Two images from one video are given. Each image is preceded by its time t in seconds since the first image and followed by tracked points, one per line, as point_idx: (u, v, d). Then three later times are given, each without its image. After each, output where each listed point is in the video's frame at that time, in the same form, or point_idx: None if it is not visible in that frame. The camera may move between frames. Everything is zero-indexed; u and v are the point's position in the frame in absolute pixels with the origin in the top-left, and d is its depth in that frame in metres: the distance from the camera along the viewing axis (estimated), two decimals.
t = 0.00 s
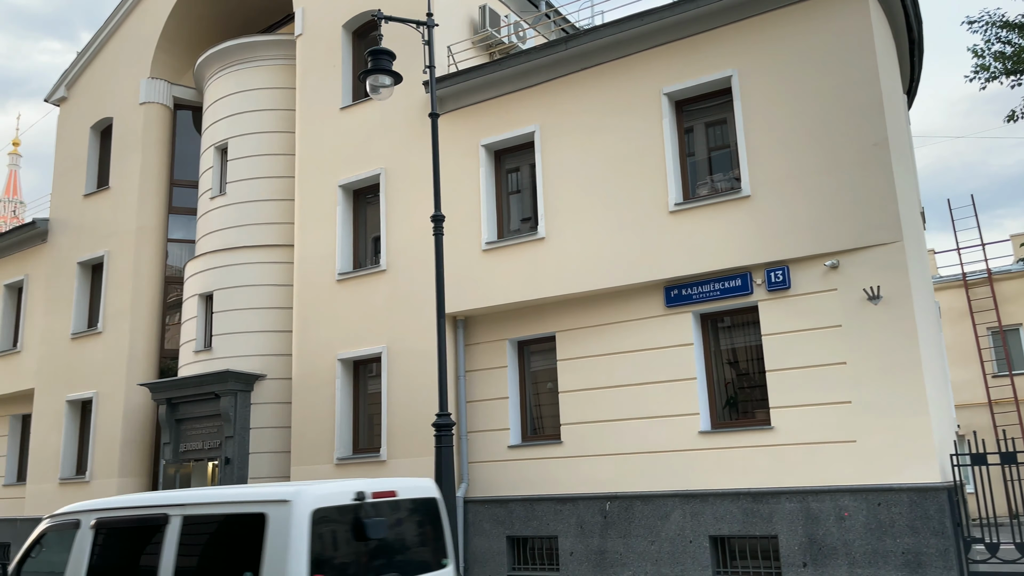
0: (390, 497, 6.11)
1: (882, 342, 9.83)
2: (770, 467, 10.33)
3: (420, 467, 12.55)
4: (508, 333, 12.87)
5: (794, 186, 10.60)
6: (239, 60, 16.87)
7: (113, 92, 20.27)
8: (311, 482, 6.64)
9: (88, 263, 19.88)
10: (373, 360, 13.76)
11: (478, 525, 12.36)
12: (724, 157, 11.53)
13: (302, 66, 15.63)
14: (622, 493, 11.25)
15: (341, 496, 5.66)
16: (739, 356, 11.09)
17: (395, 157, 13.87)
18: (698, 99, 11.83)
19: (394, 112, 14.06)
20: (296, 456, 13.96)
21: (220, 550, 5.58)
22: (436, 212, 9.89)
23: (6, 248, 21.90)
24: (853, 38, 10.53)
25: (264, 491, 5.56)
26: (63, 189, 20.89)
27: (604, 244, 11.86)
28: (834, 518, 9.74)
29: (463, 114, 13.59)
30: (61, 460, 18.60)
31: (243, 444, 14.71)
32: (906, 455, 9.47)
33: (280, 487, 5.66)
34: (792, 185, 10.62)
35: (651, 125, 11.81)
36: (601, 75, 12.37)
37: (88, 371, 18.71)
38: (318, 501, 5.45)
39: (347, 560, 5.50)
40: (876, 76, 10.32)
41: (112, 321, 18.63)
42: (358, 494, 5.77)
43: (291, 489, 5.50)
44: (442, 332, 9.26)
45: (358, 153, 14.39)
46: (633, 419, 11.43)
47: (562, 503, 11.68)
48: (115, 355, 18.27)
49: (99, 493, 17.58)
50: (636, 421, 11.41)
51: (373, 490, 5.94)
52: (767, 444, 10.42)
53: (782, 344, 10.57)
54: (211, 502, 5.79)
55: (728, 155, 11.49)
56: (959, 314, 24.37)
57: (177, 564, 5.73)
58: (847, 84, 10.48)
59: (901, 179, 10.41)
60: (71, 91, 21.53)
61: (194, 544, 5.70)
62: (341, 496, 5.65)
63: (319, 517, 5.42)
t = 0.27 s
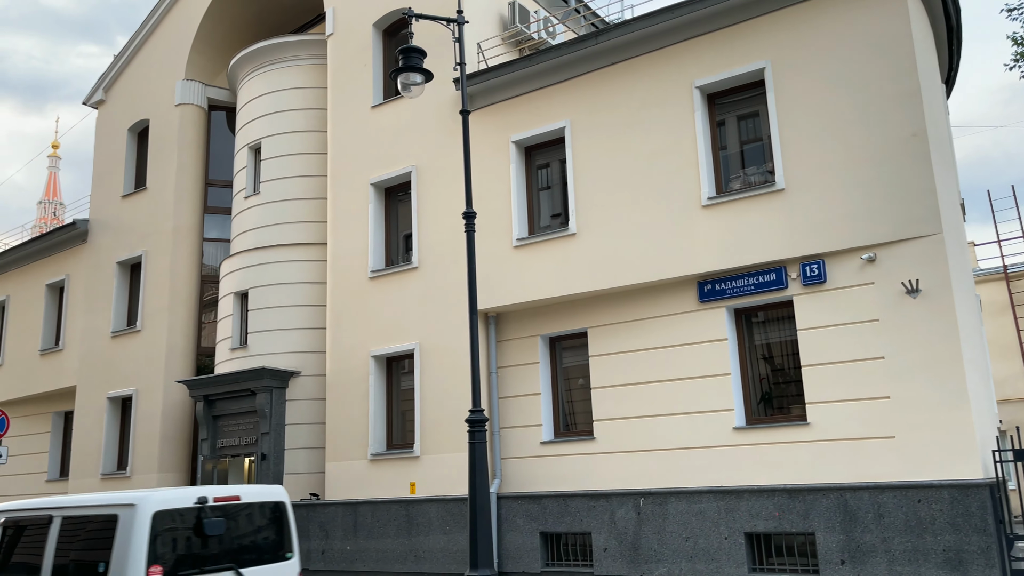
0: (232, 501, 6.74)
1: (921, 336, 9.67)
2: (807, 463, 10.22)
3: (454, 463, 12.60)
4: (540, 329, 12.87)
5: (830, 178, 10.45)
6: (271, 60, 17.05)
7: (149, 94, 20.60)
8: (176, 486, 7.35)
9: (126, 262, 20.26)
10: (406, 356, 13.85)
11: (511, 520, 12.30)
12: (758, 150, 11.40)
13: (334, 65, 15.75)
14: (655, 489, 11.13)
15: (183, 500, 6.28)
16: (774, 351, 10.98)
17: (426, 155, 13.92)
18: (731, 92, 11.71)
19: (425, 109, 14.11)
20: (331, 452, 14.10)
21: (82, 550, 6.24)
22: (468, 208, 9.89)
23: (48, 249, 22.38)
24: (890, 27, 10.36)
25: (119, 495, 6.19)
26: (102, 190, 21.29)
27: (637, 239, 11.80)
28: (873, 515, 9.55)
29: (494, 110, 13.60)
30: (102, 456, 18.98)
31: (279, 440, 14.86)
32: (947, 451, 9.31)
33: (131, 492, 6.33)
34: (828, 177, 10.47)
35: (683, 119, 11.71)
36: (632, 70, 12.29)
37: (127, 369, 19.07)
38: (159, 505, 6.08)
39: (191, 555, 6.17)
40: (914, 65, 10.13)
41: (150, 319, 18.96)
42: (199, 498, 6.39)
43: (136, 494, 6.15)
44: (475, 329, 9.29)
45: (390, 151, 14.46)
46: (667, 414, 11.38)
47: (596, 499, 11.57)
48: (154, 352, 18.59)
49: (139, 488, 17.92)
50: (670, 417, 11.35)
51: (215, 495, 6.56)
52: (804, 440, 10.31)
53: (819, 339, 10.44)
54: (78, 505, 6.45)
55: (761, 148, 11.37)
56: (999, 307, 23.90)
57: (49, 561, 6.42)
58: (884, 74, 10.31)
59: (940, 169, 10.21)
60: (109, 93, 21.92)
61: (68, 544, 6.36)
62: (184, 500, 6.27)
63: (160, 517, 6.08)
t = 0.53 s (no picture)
0: (131, 505, 8.11)
1: (956, 332, 9.50)
2: (838, 461, 10.11)
3: (482, 460, 12.64)
4: (567, 326, 12.85)
5: (861, 173, 10.30)
6: (298, 61, 17.18)
7: (179, 96, 20.86)
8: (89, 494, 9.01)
9: (158, 262, 20.55)
10: (434, 354, 13.90)
11: (538, 517, 12.15)
12: (787, 145, 11.28)
13: (360, 65, 15.84)
14: (684, 487, 10.97)
15: (82, 505, 7.64)
16: (804, 348, 10.87)
17: (453, 153, 13.95)
18: (759, 86, 11.59)
19: (451, 107, 14.13)
20: (359, 449, 14.20)
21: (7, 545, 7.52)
22: (495, 205, 9.85)
23: (82, 249, 22.77)
24: (923, 18, 10.18)
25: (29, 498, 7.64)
26: (134, 190, 21.61)
27: (664, 236, 11.73)
28: (907, 514, 9.31)
29: (520, 107, 13.59)
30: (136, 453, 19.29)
31: (308, 437, 15.02)
32: (983, 449, 9.13)
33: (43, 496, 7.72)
34: (859, 172, 10.32)
35: (711, 114, 11.61)
36: (659, 65, 12.21)
37: (159, 367, 19.36)
38: (60, 508, 7.49)
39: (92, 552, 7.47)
40: (948, 57, 9.95)
41: (181, 318, 19.21)
42: (97, 504, 7.76)
43: (43, 499, 7.58)
44: (501, 327, 9.30)
45: (416, 149, 14.51)
46: (695, 412, 11.31)
47: (623, 497, 11.38)
48: (185, 350, 18.85)
49: (172, 484, 18.18)
50: (698, 415, 11.28)
51: (113, 501, 7.93)
52: (835, 438, 10.21)
53: (851, 336, 10.31)
54: None
55: (790, 143, 11.25)
56: None
57: None
58: (917, 67, 10.14)
59: (975, 163, 10.02)
60: (140, 95, 22.23)
61: None
62: (83, 505, 7.65)
63: (62, 518, 7.48)
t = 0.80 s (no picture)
0: (58, 506, 9.87)
1: (985, 331, 9.35)
2: (865, 462, 10.00)
3: (504, 460, 12.64)
4: (589, 326, 12.82)
5: (888, 170, 10.18)
6: (321, 62, 17.30)
7: (204, 98, 21.08)
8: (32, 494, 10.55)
9: (184, 262, 20.77)
10: (456, 354, 13.93)
11: (561, 517, 12.13)
12: (811, 143, 11.17)
13: (382, 66, 15.91)
14: (708, 487, 10.89)
15: (14, 507, 9.44)
16: (829, 347, 10.76)
17: (474, 152, 13.97)
18: (783, 83, 11.49)
19: (473, 107, 14.15)
20: (382, 448, 14.26)
21: None
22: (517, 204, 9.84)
23: (109, 250, 23.07)
24: (951, 13, 10.04)
25: None
26: (159, 191, 21.86)
27: (687, 235, 11.66)
28: (935, 516, 9.19)
29: (542, 107, 13.58)
30: (162, 451, 19.51)
31: (332, 436, 15.12)
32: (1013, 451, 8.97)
33: None
34: (885, 169, 10.20)
35: (735, 112, 11.53)
36: (682, 63, 12.15)
37: (185, 366, 19.57)
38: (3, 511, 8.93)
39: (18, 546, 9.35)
40: (976, 53, 9.80)
41: (206, 318, 19.40)
42: (27, 505, 9.55)
43: None
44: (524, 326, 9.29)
45: (438, 149, 14.55)
46: (719, 412, 11.24)
47: (647, 497, 11.33)
48: (210, 350, 19.03)
49: (198, 482, 18.37)
50: (722, 415, 11.21)
51: (42, 503, 9.72)
52: (861, 439, 10.10)
53: (877, 335, 10.20)
54: None
55: (815, 141, 11.14)
56: None
57: None
58: (944, 63, 10.01)
59: (1004, 159, 9.86)
60: (166, 98, 22.49)
61: None
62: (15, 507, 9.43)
63: None
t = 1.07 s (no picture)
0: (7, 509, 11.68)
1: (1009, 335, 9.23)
2: (886, 467, 9.90)
3: (522, 462, 12.63)
4: (607, 328, 12.80)
5: (909, 172, 10.08)
6: (339, 65, 17.39)
7: (224, 101, 21.26)
8: None
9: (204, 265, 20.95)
10: (474, 356, 13.94)
11: (579, 520, 12.10)
12: (832, 144, 11.08)
13: (400, 69, 15.98)
14: (727, 491, 10.82)
15: None
16: (850, 351, 10.67)
17: (492, 155, 13.99)
18: (803, 85, 11.41)
19: (491, 110, 14.18)
20: (400, 450, 14.30)
21: None
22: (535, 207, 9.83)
23: (131, 252, 23.31)
24: (974, 13, 9.92)
25: None
26: (180, 194, 22.07)
27: (706, 237, 11.61)
28: (957, 521, 9.08)
29: (560, 109, 13.58)
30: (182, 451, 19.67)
31: (350, 438, 15.19)
32: None
33: None
34: (906, 171, 10.10)
35: (754, 114, 11.47)
36: (701, 65, 12.10)
37: (205, 368, 19.72)
38: None
39: None
40: (999, 53, 9.67)
41: (225, 320, 19.55)
42: None
43: None
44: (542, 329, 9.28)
45: (456, 152, 14.59)
46: (738, 415, 11.18)
47: (665, 500, 11.27)
48: (229, 351, 19.18)
49: (218, 483, 18.50)
50: (741, 418, 11.15)
51: None
52: (882, 443, 9.99)
53: (899, 339, 10.11)
54: None
55: (835, 143, 11.05)
56: None
57: None
58: (966, 63, 9.89)
59: None
60: (187, 101, 22.71)
61: None
62: None
63: None
